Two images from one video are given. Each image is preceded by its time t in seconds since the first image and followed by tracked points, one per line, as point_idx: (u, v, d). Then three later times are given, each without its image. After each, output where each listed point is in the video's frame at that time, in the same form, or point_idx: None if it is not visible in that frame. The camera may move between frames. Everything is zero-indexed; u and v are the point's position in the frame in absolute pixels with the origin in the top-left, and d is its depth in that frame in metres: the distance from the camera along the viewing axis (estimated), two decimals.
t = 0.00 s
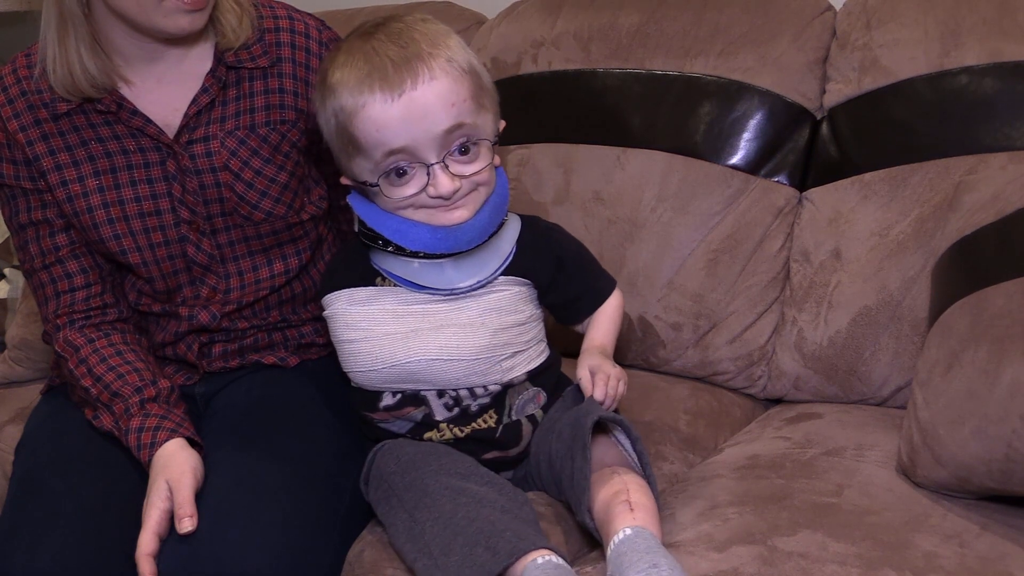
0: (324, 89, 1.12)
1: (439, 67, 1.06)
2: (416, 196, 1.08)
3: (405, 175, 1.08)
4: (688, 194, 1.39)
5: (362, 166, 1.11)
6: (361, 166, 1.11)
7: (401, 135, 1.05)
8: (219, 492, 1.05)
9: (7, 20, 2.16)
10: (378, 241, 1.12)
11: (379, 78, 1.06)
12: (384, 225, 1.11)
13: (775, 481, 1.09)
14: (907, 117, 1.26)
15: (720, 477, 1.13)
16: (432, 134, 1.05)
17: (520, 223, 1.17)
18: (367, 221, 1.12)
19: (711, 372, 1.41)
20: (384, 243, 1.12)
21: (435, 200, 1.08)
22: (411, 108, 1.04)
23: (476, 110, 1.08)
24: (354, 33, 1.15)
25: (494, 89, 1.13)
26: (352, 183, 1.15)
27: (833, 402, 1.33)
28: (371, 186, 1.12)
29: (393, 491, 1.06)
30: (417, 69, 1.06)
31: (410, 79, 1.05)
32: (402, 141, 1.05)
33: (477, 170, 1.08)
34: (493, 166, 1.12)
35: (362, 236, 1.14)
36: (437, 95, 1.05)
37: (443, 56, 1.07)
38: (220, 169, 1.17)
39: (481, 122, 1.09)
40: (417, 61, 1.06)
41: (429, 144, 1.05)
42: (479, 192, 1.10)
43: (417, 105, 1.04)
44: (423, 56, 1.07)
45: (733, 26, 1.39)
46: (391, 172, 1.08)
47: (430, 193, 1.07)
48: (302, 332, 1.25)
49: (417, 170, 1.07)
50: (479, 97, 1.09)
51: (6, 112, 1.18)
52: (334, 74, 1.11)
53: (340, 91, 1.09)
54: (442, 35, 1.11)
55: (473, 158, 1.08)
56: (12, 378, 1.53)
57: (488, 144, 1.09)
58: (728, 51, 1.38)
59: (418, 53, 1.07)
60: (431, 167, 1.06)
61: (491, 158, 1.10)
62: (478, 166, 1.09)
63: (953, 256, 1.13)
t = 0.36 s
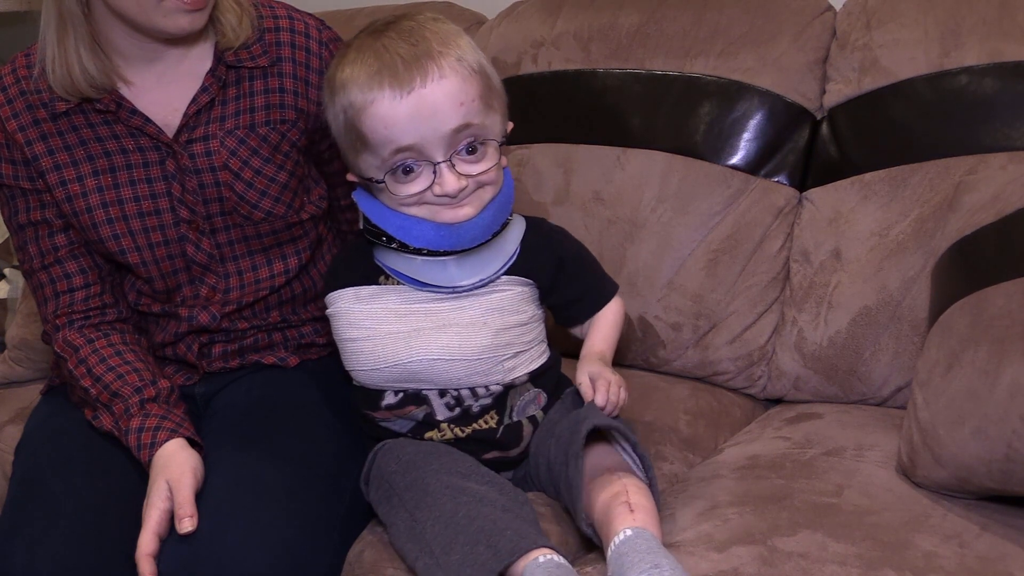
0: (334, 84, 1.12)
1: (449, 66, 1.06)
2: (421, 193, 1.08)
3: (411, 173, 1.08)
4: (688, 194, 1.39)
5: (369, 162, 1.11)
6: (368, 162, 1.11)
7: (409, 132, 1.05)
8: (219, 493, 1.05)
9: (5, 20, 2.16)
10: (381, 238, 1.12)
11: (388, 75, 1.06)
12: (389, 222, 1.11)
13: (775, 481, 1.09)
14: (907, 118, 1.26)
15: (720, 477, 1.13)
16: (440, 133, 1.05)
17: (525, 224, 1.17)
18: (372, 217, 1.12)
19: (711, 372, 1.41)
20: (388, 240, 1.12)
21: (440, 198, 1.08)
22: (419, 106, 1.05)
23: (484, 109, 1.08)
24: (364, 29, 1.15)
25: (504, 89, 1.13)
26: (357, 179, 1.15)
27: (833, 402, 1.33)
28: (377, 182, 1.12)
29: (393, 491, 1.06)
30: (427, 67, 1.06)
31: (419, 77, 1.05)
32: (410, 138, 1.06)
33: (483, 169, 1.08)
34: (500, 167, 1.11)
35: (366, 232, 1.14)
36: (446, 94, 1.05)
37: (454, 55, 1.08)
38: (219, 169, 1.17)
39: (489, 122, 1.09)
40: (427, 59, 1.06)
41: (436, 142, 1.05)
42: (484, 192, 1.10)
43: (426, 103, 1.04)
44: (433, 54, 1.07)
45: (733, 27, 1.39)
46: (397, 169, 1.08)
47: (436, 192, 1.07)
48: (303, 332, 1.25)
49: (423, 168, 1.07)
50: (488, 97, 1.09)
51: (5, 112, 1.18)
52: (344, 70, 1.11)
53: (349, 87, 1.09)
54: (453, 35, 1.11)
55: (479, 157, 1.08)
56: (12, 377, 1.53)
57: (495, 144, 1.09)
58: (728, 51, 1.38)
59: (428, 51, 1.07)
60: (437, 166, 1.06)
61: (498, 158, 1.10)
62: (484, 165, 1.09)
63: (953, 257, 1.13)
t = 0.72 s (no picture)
0: (356, 84, 1.12)
1: (476, 66, 1.06)
2: (448, 194, 1.08)
3: (437, 174, 1.08)
4: (688, 196, 1.39)
5: (392, 164, 1.10)
6: (392, 163, 1.10)
7: (437, 132, 1.05)
8: (219, 496, 1.05)
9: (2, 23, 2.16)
10: (403, 240, 1.12)
11: (415, 74, 1.06)
12: (414, 224, 1.10)
13: (775, 484, 1.09)
14: (907, 120, 1.26)
15: (720, 479, 1.13)
16: (469, 132, 1.05)
17: (544, 224, 1.18)
18: (394, 219, 1.12)
19: (711, 375, 1.41)
20: (410, 241, 1.11)
21: (467, 198, 1.08)
22: (450, 105, 1.04)
23: (509, 107, 1.08)
24: (385, 30, 1.16)
25: (525, 88, 1.13)
26: (378, 181, 1.15)
27: (834, 404, 1.33)
28: (401, 183, 1.11)
29: (384, 500, 1.06)
30: (454, 66, 1.06)
31: (447, 76, 1.05)
32: (439, 138, 1.05)
33: (509, 169, 1.08)
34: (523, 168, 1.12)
35: (387, 234, 1.14)
36: (475, 92, 1.05)
37: (479, 54, 1.08)
38: (212, 176, 1.17)
39: (515, 122, 1.09)
40: (453, 58, 1.07)
41: (464, 142, 1.05)
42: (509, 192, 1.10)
43: (454, 102, 1.04)
44: (459, 53, 1.07)
45: (732, 29, 1.39)
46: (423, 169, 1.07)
47: (464, 192, 1.07)
48: (302, 334, 1.25)
49: (450, 168, 1.07)
50: (512, 96, 1.09)
51: None
52: (368, 70, 1.11)
53: (374, 87, 1.09)
54: (476, 35, 1.11)
55: (505, 156, 1.08)
56: (12, 381, 1.53)
57: (520, 143, 1.09)
58: (728, 53, 1.38)
59: (454, 50, 1.07)
60: (465, 166, 1.06)
61: (523, 157, 1.10)
62: (510, 165, 1.09)
63: (953, 259, 1.13)
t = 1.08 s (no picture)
0: (345, 81, 1.12)
1: (461, 60, 1.07)
2: (435, 190, 1.08)
3: (424, 170, 1.08)
4: (688, 197, 1.39)
5: (381, 160, 1.11)
6: (381, 160, 1.11)
7: (422, 127, 1.05)
8: (218, 496, 1.05)
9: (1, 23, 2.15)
10: (394, 239, 1.12)
11: (400, 69, 1.07)
12: (402, 221, 1.10)
13: (775, 484, 1.09)
14: (906, 120, 1.26)
15: (720, 479, 1.13)
16: (455, 127, 1.05)
17: (538, 224, 1.17)
18: (384, 218, 1.12)
19: (711, 375, 1.41)
20: (401, 240, 1.12)
21: (454, 194, 1.07)
22: (433, 100, 1.04)
23: (496, 102, 1.08)
24: (375, 27, 1.16)
25: (516, 86, 1.13)
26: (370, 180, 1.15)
27: (834, 404, 1.33)
28: (389, 181, 1.11)
29: (381, 502, 1.07)
30: (438, 61, 1.06)
31: (432, 70, 1.05)
32: (424, 134, 1.05)
33: (497, 164, 1.08)
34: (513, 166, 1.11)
35: (379, 234, 1.14)
36: (459, 87, 1.05)
37: (465, 49, 1.08)
38: (212, 176, 1.17)
39: (502, 117, 1.09)
40: (438, 53, 1.07)
41: (449, 137, 1.05)
42: (498, 189, 1.10)
43: (438, 97, 1.04)
44: (445, 48, 1.08)
45: (732, 30, 1.39)
46: (409, 165, 1.08)
47: (449, 188, 1.07)
48: (302, 334, 1.25)
49: (436, 164, 1.07)
50: (500, 92, 1.09)
51: None
52: (355, 67, 1.11)
53: (360, 83, 1.10)
54: (465, 31, 1.11)
55: (492, 152, 1.08)
56: (11, 381, 1.53)
57: (508, 139, 1.09)
58: (728, 53, 1.38)
59: (440, 45, 1.08)
60: (451, 161, 1.06)
61: (512, 153, 1.10)
62: (497, 161, 1.08)
63: (953, 258, 1.13)
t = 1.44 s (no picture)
0: (354, 69, 1.14)
1: (470, 50, 1.09)
2: (436, 178, 1.09)
3: (426, 158, 1.09)
4: (688, 197, 1.39)
5: (384, 147, 1.12)
6: (384, 146, 1.12)
7: (426, 112, 1.07)
8: (218, 495, 1.05)
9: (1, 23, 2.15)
10: (395, 237, 1.13)
11: (409, 53, 1.09)
12: (402, 212, 1.11)
13: (775, 484, 1.09)
14: (906, 120, 1.26)
15: (719, 480, 1.13)
16: (460, 114, 1.06)
17: (541, 231, 1.17)
18: (384, 212, 1.13)
19: (711, 375, 1.41)
20: (401, 238, 1.12)
21: (455, 184, 1.08)
22: (440, 85, 1.06)
23: (503, 97, 1.10)
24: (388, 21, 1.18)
25: (523, 87, 1.15)
26: (372, 174, 1.16)
27: (834, 404, 1.33)
28: (391, 169, 1.12)
29: (381, 503, 1.07)
30: (448, 48, 1.08)
31: (440, 56, 1.07)
32: (428, 119, 1.07)
33: (500, 159, 1.09)
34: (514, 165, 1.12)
35: (381, 233, 1.14)
36: (466, 75, 1.07)
37: (475, 41, 1.10)
38: (212, 176, 1.17)
39: (507, 111, 1.10)
40: (449, 40, 1.09)
41: (454, 124, 1.07)
42: (499, 185, 1.11)
43: (445, 83, 1.06)
44: (456, 37, 1.10)
45: (732, 30, 1.39)
46: (411, 152, 1.09)
47: (450, 176, 1.07)
48: (302, 334, 1.25)
49: (438, 152, 1.08)
50: (507, 88, 1.11)
51: None
52: (365, 54, 1.13)
53: (369, 69, 1.11)
54: (477, 26, 1.14)
55: (496, 145, 1.09)
56: (11, 381, 1.53)
57: (512, 133, 1.10)
58: (728, 53, 1.38)
59: (451, 34, 1.10)
60: (454, 150, 1.07)
61: (515, 150, 1.11)
62: (501, 156, 1.09)
63: (953, 258, 1.13)
